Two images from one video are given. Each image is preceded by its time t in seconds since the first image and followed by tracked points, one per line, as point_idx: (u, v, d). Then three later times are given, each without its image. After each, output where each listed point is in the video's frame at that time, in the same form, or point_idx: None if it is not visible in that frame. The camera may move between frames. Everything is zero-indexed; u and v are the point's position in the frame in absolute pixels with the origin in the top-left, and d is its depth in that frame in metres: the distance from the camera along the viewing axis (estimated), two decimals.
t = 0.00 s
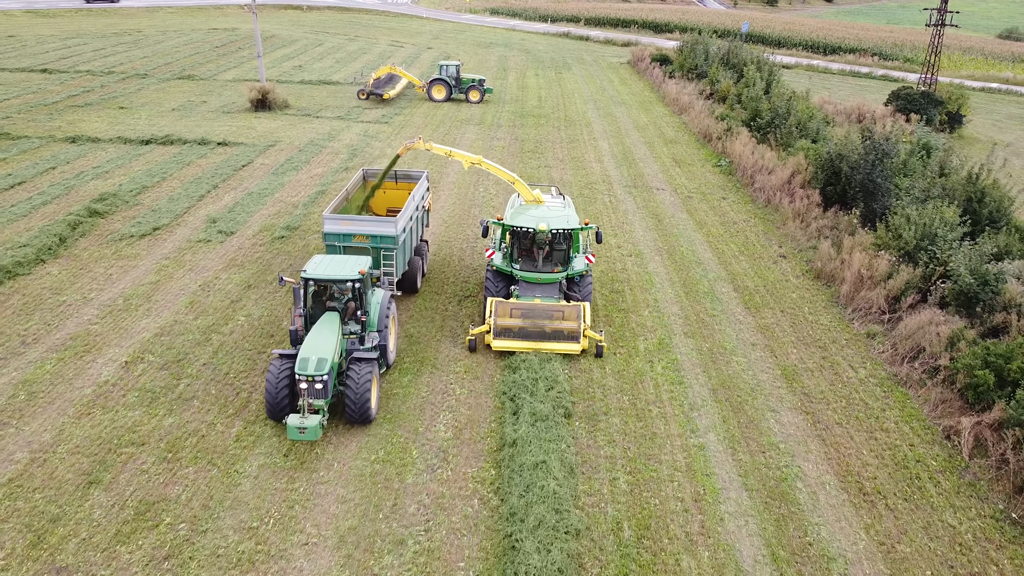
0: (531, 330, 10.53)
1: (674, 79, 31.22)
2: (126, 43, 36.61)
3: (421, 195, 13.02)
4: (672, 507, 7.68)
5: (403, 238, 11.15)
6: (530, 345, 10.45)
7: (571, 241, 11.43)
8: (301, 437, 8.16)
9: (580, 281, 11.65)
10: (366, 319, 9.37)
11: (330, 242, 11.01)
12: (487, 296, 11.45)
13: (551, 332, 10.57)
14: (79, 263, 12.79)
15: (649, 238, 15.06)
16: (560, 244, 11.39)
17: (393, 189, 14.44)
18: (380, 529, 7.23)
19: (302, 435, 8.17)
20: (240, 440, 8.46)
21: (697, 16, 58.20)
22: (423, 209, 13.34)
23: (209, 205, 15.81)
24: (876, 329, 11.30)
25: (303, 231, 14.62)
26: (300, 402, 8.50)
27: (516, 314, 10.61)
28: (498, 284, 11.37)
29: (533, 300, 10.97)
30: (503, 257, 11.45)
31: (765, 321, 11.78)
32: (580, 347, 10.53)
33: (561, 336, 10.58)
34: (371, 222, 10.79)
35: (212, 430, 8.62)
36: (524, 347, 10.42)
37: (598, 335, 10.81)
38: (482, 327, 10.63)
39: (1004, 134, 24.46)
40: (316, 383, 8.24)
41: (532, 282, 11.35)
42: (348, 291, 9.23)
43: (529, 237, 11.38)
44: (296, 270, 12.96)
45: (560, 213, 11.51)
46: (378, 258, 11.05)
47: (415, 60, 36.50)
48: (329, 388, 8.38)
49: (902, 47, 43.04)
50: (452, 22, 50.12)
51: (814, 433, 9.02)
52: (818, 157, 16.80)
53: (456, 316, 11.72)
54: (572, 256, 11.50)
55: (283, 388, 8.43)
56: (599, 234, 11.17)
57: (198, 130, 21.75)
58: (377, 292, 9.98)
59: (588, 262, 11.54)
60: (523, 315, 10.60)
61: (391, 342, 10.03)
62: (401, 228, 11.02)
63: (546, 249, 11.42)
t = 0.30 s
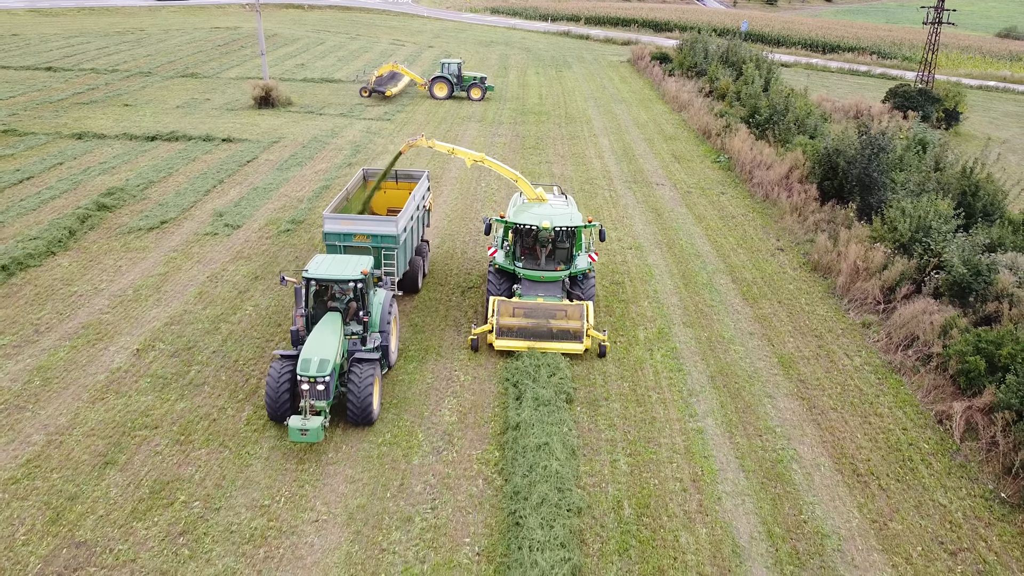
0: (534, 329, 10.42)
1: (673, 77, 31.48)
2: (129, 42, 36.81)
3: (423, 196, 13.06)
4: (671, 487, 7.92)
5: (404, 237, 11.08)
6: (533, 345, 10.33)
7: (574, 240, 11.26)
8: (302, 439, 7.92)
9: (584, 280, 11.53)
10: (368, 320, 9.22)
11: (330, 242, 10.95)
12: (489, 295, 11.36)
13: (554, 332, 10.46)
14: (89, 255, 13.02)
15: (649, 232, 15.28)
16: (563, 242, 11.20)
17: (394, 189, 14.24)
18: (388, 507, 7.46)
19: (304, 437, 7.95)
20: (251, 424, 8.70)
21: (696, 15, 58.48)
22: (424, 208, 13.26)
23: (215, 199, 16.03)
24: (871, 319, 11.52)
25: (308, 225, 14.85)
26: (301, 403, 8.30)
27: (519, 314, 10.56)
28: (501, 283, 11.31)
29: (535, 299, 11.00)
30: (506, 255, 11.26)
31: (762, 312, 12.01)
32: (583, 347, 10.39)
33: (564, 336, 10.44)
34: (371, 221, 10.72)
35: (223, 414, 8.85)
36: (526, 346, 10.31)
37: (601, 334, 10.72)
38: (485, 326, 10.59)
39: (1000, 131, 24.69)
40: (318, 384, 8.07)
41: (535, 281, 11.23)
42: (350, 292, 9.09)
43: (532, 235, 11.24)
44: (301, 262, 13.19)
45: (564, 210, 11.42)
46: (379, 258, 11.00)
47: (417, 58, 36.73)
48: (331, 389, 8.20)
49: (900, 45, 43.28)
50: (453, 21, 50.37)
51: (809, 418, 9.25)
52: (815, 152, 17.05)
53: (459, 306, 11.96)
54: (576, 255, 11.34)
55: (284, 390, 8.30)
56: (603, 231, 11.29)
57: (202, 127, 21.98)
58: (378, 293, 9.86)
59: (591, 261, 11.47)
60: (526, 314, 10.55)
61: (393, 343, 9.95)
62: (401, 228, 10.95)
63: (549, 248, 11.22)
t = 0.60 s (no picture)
0: (537, 325, 10.25)
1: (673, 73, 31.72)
2: (132, 39, 37.01)
3: (423, 190, 12.92)
4: (670, 464, 8.12)
5: (405, 234, 10.89)
6: (535, 341, 10.19)
7: (575, 235, 11.19)
8: (303, 436, 7.87)
9: (586, 275, 11.43)
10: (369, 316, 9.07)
11: (330, 238, 10.73)
12: (490, 290, 11.41)
13: (556, 328, 10.26)
14: (97, 245, 13.23)
15: (649, 223, 15.48)
16: (565, 237, 11.10)
17: (394, 185, 14.07)
18: (395, 482, 7.66)
19: (305, 434, 7.89)
20: (260, 404, 8.90)
21: (696, 13, 58.73)
22: (425, 205, 13.15)
23: (221, 191, 16.24)
24: (867, 307, 11.73)
25: (312, 215, 15.05)
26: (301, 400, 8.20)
27: (521, 310, 10.31)
28: (502, 279, 11.31)
29: (538, 295, 10.86)
30: (507, 251, 11.23)
31: (760, 299, 12.21)
32: (586, 343, 10.23)
33: (567, 331, 10.26)
34: (371, 217, 10.52)
35: (232, 396, 9.05)
36: (528, 343, 10.18)
37: (604, 330, 10.55)
38: (486, 322, 10.40)
39: (998, 126, 24.87)
40: (319, 381, 7.97)
41: (537, 276, 11.15)
42: (351, 287, 8.92)
43: (534, 229, 11.07)
44: (306, 252, 13.39)
45: (566, 205, 11.29)
46: (380, 254, 10.80)
47: (418, 55, 36.94)
48: (332, 386, 8.09)
49: (899, 43, 43.49)
50: (453, 19, 50.61)
51: (805, 400, 9.46)
52: (813, 145, 17.27)
53: (462, 294, 12.17)
54: (577, 249, 11.29)
55: (284, 387, 8.19)
56: (605, 226, 11.15)
57: (206, 121, 22.18)
58: (379, 289, 9.71)
59: (593, 256, 11.35)
60: (527, 310, 10.31)
61: (394, 339, 9.80)
62: (402, 223, 10.76)
63: (551, 243, 11.08)
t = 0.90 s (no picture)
0: (538, 324, 10.20)
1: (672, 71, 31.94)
2: (135, 37, 37.20)
3: (423, 188, 12.85)
4: (669, 445, 8.34)
5: (405, 232, 10.77)
6: (537, 340, 10.13)
7: (578, 233, 11.21)
8: (304, 436, 7.78)
9: (588, 274, 11.37)
10: (370, 315, 9.02)
11: (330, 237, 10.67)
12: (491, 290, 11.21)
13: (558, 327, 10.22)
14: (105, 237, 13.45)
15: (648, 216, 15.70)
16: (567, 235, 11.16)
17: (394, 183, 13.99)
18: (401, 462, 7.88)
19: (306, 434, 7.80)
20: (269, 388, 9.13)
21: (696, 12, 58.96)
22: (425, 203, 13.09)
23: (226, 185, 16.46)
24: (862, 296, 11.96)
25: (316, 208, 15.26)
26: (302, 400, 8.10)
27: (523, 309, 10.27)
28: (504, 277, 11.13)
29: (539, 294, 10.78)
30: (508, 249, 11.13)
31: (758, 290, 12.43)
32: (588, 342, 10.14)
33: (569, 330, 10.20)
34: (371, 215, 10.40)
35: (242, 380, 9.29)
36: (530, 342, 10.10)
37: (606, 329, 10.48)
38: (488, 321, 10.37)
39: (994, 123, 25.09)
40: (319, 380, 7.86)
41: (538, 275, 11.06)
42: (351, 286, 8.88)
43: (536, 227, 11.10)
44: (311, 243, 13.62)
45: (568, 203, 11.28)
46: (380, 252, 10.71)
47: (419, 53, 37.15)
48: (333, 386, 7.99)
49: (898, 41, 43.73)
50: (454, 17, 50.83)
51: (801, 385, 9.68)
52: (811, 139, 17.49)
53: (465, 284, 12.41)
54: (579, 247, 11.27)
55: (284, 386, 8.11)
56: (605, 224, 10.76)
57: (210, 118, 22.39)
58: (379, 288, 9.65)
59: (596, 254, 11.26)
60: (529, 309, 10.27)
61: (395, 339, 9.74)
62: (402, 222, 10.63)
63: (552, 241, 11.15)
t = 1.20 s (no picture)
0: (540, 327, 10.04)
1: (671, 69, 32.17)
2: (138, 37, 37.41)
3: (423, 189, 12.93)
4: (667, 431, 8.58)
5: (405, 233, 10.71)
6: (539, 344, 9.98)
7: (580, 236, 11.20)
8: (304, 441, 7.68)
9: (590, 277, 11.45)
10: (371, 317, 8.90)
11: (329, 239, 10.51)
12: (493, 292, 11.29)
13: (559, 331, 10.07)
14: (113, 232, 13.67)
15: (648, 212, 15.93)
16: (569, 238, 11.13)
17: (394, 185, 14.17)
18: (406, 447, 8.11)
19: (306, 439, 7.70)
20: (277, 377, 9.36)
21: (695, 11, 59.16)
22: (425, 203, 13.19)
23: (231, 181, 16.69)
24: (857, 289, 12.20)
25: (320, 204, 15.49)
26: (302, 404, 7.99)
27: (525, 312, 10.12)
28: (505, 280, 11.21)
29: (541, 296, 10.82)
30: (510, 251, 11.19)
31: (755, 283, 12.67)
32: (589, 346, 10.07)
33: (571, 334, 10.08)
34: (371, 217, 10.30)
35: (251, 368, 9.52)
36: (531, 346, 9.97)
37: (608, 332, 10.37)
38: (490, 324, 10.24)
39: (990, 121, 25.35)
40: (320, 384, 7.73)
41: (540, 277, 11.14)
42: (352, 288, 8.74)
43: (538, 230, 11.03)
44: (316, 238, 13.85)
45: (570, 206, 11.30)
46: (380, 254, 10.61)
47: (420, 52, 37.37)
48: (333, 390, 7.88)
49: (896, 41, 43.95)
50: (455, 17, 51.06)
51: (797, 374, 9.91)
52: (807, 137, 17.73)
53: (468, 277, 12.64)
54: (581, 250, 11.30)
55: (284, 390, 7.98)
56: (609, 226, 10.98)
57: (214, 116, 22.63)
58: (380, 290, 9.53)
59: (597, 256, 11.38)
60: (531, 312, 10.13)
61: (396, 341, 9.64)
62: (402, 223, 10.56)
63: (555, 243, 11.09)
